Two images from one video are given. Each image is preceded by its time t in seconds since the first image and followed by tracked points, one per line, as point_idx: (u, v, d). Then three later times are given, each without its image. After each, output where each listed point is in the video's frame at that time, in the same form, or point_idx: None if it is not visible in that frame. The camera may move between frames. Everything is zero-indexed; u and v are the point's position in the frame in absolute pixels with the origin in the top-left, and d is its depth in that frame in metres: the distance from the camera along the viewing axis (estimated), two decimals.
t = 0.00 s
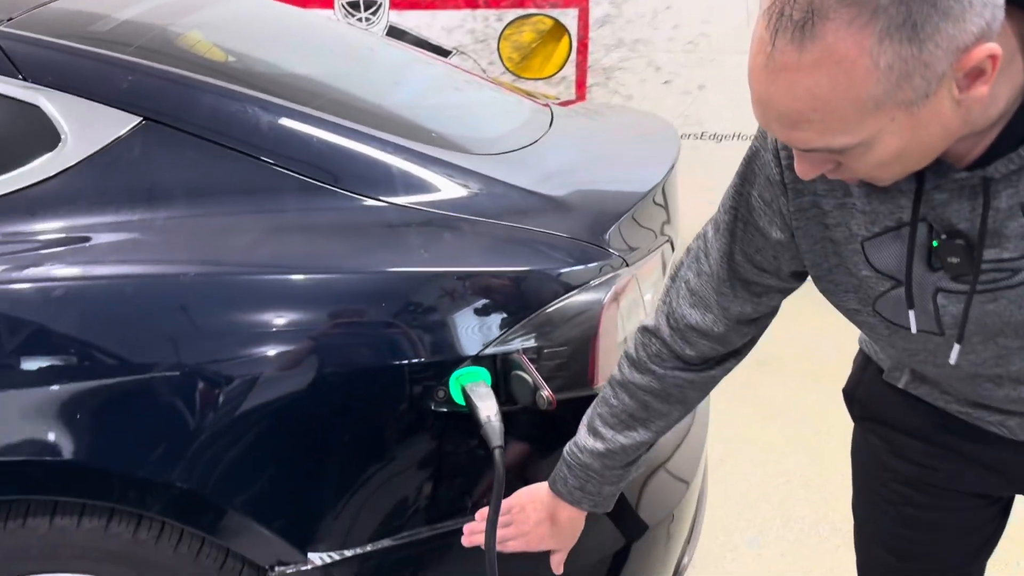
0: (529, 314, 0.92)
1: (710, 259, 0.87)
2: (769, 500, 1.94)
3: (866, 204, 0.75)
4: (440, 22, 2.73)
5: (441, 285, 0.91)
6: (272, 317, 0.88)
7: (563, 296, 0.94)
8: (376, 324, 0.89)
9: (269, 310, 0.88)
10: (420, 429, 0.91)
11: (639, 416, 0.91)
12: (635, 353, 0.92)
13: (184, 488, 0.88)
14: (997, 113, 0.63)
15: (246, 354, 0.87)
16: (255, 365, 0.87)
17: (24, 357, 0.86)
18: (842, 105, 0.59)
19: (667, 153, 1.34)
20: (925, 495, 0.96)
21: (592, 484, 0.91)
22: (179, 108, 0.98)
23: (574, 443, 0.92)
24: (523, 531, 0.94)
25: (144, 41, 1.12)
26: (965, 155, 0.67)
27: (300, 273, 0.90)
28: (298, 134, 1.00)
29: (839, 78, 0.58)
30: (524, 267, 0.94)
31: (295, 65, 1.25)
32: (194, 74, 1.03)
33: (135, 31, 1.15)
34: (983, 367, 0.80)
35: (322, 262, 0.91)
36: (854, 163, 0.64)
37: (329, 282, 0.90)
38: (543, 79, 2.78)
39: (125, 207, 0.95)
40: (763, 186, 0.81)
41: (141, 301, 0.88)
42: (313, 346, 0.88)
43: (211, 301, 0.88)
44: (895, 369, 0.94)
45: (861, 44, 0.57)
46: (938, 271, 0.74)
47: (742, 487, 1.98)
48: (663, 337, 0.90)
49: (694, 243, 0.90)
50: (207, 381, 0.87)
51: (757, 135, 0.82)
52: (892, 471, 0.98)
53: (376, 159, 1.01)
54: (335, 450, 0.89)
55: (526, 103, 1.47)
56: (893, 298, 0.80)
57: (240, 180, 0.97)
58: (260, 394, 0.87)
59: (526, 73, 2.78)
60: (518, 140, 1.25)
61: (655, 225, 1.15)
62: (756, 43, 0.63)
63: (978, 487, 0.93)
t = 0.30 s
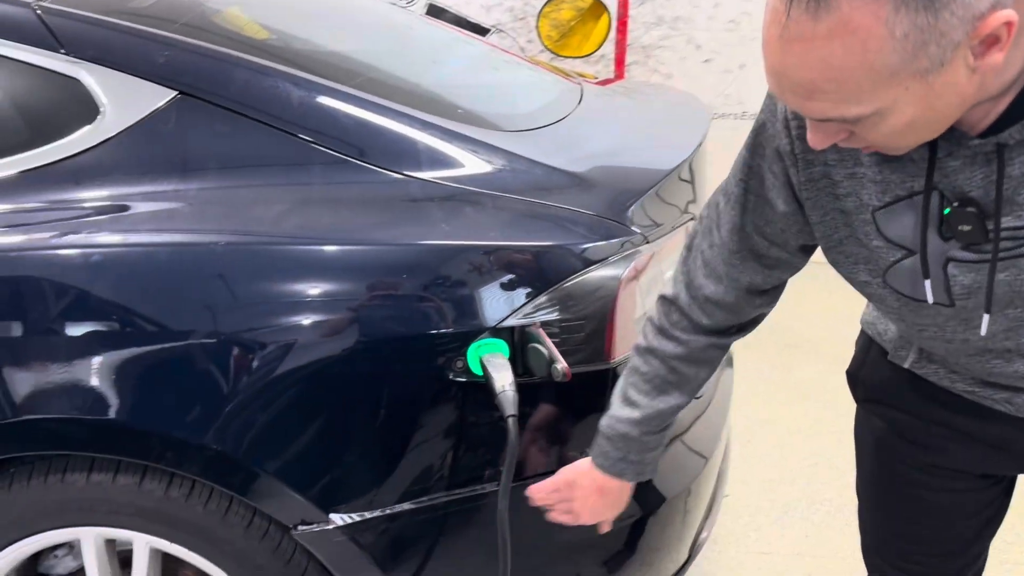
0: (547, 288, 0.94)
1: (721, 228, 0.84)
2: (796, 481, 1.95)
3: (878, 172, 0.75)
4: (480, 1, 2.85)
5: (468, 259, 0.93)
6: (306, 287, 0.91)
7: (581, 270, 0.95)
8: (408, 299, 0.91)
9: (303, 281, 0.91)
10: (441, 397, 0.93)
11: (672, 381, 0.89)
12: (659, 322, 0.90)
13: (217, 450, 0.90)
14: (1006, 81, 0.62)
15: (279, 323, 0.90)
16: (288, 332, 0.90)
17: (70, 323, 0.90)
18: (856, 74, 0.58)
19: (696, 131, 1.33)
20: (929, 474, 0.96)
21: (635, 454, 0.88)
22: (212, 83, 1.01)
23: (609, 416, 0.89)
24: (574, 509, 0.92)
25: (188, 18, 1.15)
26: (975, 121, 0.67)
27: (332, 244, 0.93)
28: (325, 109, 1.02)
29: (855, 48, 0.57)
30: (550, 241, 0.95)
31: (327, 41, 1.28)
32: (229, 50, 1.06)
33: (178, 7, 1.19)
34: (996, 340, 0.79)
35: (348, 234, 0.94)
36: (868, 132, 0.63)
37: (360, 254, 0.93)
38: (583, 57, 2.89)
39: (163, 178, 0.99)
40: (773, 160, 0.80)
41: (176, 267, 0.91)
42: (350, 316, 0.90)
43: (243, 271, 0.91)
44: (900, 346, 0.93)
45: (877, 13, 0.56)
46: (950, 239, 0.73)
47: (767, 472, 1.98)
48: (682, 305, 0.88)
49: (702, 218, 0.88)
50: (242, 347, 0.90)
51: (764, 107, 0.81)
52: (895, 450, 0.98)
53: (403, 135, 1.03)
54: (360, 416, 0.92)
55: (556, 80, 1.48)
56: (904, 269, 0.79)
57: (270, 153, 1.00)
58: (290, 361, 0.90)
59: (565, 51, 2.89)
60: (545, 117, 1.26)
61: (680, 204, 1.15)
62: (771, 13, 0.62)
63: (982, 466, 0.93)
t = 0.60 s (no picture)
0: (568, 268, 0.93)
1: (767, 194, 0.86)
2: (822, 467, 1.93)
3: (893, 142, 0.73)
4: None
5: (492, 239, 0.93)
6: (333, 264, 0.91)
7: (601, 251, 0.94)
8: (441, 279, 0.91)
9: (329, 258, 0.91)
10: (459, 376, 0.92)
11: (753, 341, 0.93)
12: (725, 289, 0.93)
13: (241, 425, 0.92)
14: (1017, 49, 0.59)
15: (308, 299, 0.90)
16: (318, 307, 0.90)
17: (101, 296, 0.91)
18: (845, 46, 0.58)
19: (725, 109, 1.30)
20: (947, 460, 0.93)
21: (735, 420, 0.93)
22: (235, 59, 1.01)
23: (700, 392, 0.94)
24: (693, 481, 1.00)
25: None
26: (991, 91, 0.64)
27: (360, 222, 0.93)
28: (344, 86, 1.01)
29: (841, 18, 0.57)
30: (573, 221, 0.94)
31: (351, 17, 1.27)
32: (253, 25, 1.06)
33: None
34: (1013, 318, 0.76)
35: (367, 211, 0.94)
36: (868, 101, 0.62)
37: (384, 231, 0.92)
38: (618, 35, 3.00)
39: (186, 153, 0.99)
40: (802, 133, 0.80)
41: (194, 243, 0.91)
42: (383, 288, 0.90)
43: (271, 246, 0.91)
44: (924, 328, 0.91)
45: None
46: (963, 212, 0.71)
47: (794, 459, 1.95)
48: (742, 272, 0.91)
49: (745, 187, 0.90)
50: (269, 320, 0.90)
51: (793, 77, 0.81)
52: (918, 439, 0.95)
53: (424, 112, 1.02)
54: (380, 393, 0.92)
55: (582, 58, 1.45)
56: (916, 243, 0.76)
57: (290, 130, 1.00)
58: (319, 336, 0.90)
59: (600, 29, 3.00)
60: (569, 94, 1.24)
61: (706, 183, 1.13)
62: None
63: (1004, 454, 0.89)
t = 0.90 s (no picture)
0: (576, 249, 0.91)
1: (813, 167, 0.82)
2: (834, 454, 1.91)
3: (947, 112, 0.68)
4: None
5: (503, 220, 0.91)
6: (343, 244, 0.90)
7: (606, 232, 0.92)
8: (456, 261, 0.90)
9: (340, 236, 0.90)
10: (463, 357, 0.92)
11: (784, 319, 0.89)
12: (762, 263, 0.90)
13: (248, 402, 0.91)
14: None
15: (320, 277, 0.89)
16: (331, 286, 0.89)
17: (112, 272, 0.91)
18: (894, 9, 0.55)
19: (740, 88, 1.27)
20: (995, 455, 0.86)
21: (757, 395, 0.91)
22: (241, 35, 1.00)
23: (729, 364, 0.92)
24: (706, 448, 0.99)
25: None
26: None
27: (372, 201, 0.92)
28: (350, 61, 1.00)
29: None
30: (583, 203, 0.93)
31: None
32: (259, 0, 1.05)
33: None
34: None
35: (372, 190, 0.93)
36: (920, 69, 0.60)
37: (394, 210, 0.91)
38: (640, 14, 3.04)
39: (192, 129, 0.98)
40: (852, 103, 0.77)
41: (198, 220, 0.91)
42: (398, 268, 0.90)
43: (283, 224, 0.91)
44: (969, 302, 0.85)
45: None
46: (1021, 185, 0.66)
47: (806, 445, 1.93)
48: (779, 246, 0.88)
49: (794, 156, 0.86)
50: (280, 296, 0.90)
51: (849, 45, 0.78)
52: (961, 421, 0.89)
53: (430, 89, 1.01)
54: (385, 373, 0.92)
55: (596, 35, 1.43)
56: (969, 218, 0.71)
57: (294, 107, 0.99)
58: (332, 314, 0.89)
59: (622, 9, 3.04)
60: (580, 72, 1.21)
61: (719, 163, 1.11)
62: None
63: None
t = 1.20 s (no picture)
0: (582, 227, 0.90)
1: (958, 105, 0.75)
2: (846, 439, 1.89)
3: None
4: None
5: (511, 198, 0.90)
6: (353, 219, 0.89)
7: (611, 211, 0.91)
8: (467, 239, 0.89)
9: (350, 212, 0.89)
10: (465, 334, 0.91)
11: (927, 255, 0.85)
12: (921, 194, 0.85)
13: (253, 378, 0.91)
14: None
15: (331, 252, 0.89)
16: (342, 262, 0.89)
17: (122, 247, 0.91)
18: None
19: (753, 65, 1.25)
20: None
21: (882, 325, 0.90)
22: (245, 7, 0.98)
23: (866, 288, 0.92)
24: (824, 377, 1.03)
25: None
26: None
27: (379, 176, 0.91)
28: (356, 34, 0.98)
29: None
30: (591, 181, 0.91)
31: None
32: None
33: None
34: None
35: (375, 165, 0.92)
36: None
37: (402, 186, 0.90)
38: None
39: (195, 102, 0.98)
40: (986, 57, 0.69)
41: (201, 194, 0.91)
42: (411, 247, 0.89)
43: (294, 199, 0.90)
44: None
45: None
46: None
47: (815, 429, 1.92)
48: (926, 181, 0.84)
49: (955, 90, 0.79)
50: (288, 270, 0.89)
51: None
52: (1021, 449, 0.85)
53: (436, 64, 0.99)
54: (388, 350, 0.91)
55: (607, 11, 1.40)
56: None
57: (297, 81, 0.98)
58: (343, 290, 0.89)
59: None
60: (589, 47, 1.19)
61: (730, 141, 1.09)
62: None
63: None
